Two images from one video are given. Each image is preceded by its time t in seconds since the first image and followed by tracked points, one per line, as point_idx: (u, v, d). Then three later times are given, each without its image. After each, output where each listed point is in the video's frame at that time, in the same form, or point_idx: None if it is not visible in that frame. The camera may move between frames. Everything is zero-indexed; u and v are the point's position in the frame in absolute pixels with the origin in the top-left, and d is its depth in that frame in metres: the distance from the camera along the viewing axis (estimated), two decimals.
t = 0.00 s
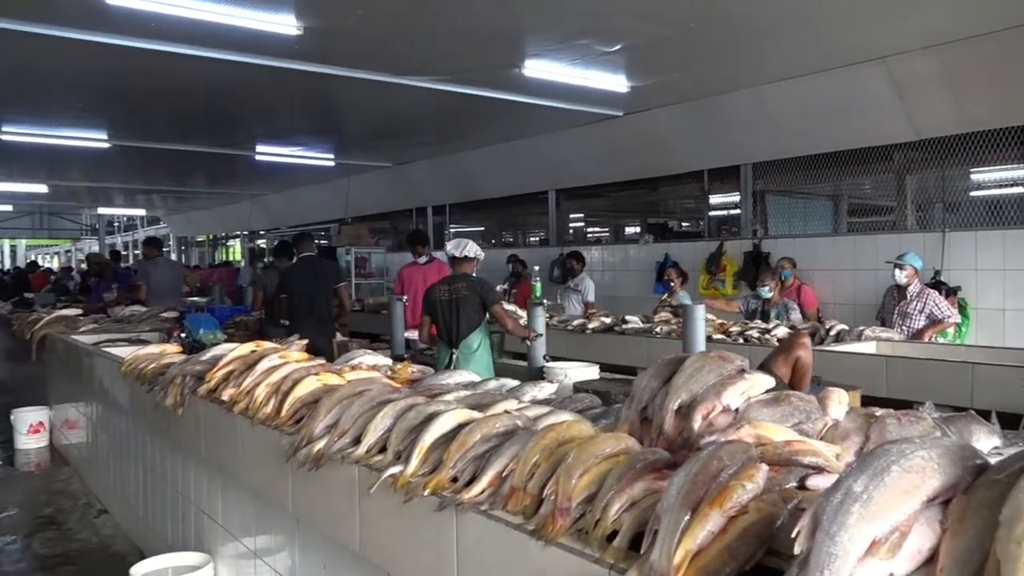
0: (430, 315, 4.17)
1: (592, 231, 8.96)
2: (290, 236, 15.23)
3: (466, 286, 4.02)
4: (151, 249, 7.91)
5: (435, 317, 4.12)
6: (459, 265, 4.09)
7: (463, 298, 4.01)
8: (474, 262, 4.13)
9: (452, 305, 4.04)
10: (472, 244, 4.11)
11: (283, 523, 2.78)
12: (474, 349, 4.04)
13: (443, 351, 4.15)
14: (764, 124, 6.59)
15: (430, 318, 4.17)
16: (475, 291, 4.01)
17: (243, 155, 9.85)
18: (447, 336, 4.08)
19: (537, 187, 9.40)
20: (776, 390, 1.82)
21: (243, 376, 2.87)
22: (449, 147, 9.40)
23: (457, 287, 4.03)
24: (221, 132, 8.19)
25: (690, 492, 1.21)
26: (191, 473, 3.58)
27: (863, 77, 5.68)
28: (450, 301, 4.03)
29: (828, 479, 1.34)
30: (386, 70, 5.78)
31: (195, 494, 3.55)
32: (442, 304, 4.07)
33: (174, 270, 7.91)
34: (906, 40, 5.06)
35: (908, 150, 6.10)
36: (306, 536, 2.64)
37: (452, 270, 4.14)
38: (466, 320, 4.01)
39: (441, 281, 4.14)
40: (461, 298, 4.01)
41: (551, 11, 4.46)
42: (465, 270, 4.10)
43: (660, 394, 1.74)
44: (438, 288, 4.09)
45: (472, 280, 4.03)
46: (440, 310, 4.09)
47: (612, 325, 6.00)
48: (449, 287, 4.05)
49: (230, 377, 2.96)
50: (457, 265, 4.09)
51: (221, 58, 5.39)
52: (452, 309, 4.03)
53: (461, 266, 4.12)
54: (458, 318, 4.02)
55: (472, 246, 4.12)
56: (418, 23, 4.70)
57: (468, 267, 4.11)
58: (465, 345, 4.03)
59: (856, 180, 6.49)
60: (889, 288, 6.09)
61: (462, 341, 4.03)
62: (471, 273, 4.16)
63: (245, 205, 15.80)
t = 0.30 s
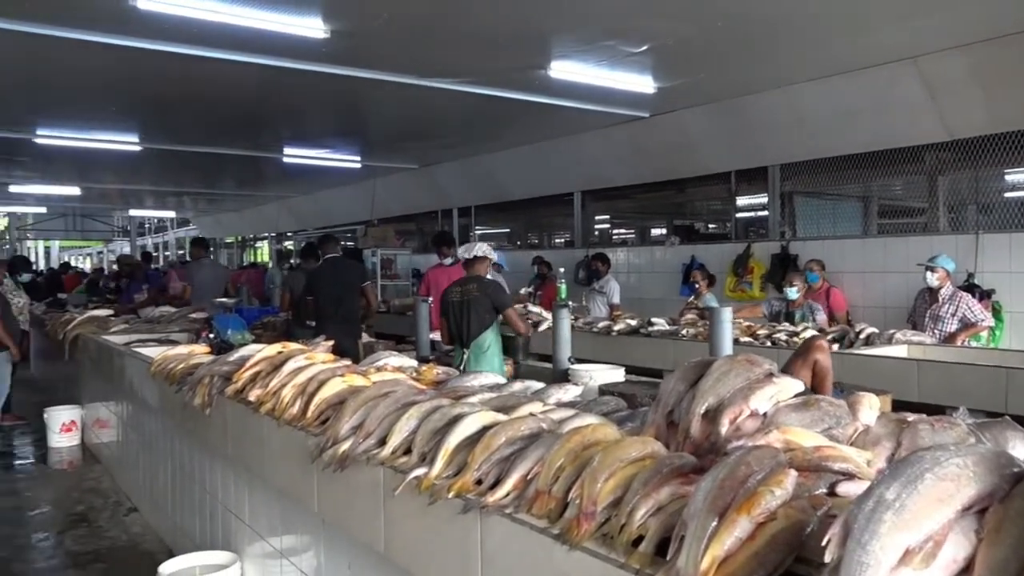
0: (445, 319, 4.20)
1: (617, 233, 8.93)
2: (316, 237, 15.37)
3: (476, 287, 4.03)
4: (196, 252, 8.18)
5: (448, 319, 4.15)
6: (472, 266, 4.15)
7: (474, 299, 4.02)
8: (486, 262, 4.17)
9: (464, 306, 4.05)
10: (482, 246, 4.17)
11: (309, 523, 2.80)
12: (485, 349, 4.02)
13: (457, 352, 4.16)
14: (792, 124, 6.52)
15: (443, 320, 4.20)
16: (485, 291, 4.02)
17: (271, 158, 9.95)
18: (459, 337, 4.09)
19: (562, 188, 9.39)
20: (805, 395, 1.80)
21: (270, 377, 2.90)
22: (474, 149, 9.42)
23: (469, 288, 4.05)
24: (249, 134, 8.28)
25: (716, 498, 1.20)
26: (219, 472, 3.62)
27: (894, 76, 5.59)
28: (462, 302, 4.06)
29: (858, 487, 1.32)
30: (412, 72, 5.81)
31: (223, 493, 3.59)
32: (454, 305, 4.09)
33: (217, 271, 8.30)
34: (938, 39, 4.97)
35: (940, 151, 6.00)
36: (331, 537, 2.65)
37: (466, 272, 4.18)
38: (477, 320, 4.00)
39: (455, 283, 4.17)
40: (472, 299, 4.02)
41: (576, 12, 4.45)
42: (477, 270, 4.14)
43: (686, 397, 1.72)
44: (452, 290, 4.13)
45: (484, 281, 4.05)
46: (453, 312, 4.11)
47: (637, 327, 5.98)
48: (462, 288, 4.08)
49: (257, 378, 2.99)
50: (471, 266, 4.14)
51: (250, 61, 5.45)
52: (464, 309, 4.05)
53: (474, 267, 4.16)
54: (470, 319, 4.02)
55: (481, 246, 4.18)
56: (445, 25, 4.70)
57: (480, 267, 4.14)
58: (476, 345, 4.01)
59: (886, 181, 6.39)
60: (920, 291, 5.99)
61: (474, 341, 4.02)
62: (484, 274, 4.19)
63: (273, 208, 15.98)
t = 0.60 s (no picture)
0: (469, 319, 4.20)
1: (645, 233, 8.88)
2: (345, 237, 15.50)
3: (501, 287, 4.03)
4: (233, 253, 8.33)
5: (472, 318, 4.14)
6: (495, 265, 4.15)
7: (500, 298, 4.02)
8: (510, 261, 4.17)
9: (488, 306, 4.05)
10: (504, 244, 4.19)
11: (336, 522, 2.82)
12: (510, 349, 4.01)
13: (481, 352, 4.16)
14: (824, 123, 6.42)
15: (467, 320, 4.20)
16: (509, 292, 4.02)
17: (301, 158, 10.05)
18: (483, 337, 4.09)
19: (589, 188, 9.36)
20: (836, 398, 1.76)
21: (297, 376, 2.92)
22: (502, 149, 9.43)
23: (493, 288, 4.05)
24: (279, 135, 8.37)
25: (746, 502, 1.18)
26: (248, 470, 3.66)
27: (929, 74, 5.49)
28: (487, 302, 4.05)
29: (892, 493, 1.29)
30: (440, 72, 5.82)
31: (252, 490, 3.63)
32: (478, 305, 4.09)
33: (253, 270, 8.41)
34: (976, 35, 4.86)
35: (977, 149, 5.87)
36: (358, 536, 2.66)
37: (489, 272, 4.18)
38: (502, 320, 3.99)
39: (479, 282, 4.18)
40: (496, 299, 4.02)
41: (605, 12, 4.44)
42: (501, 270, 4.15)
43: (714, 400, 1.69)
44: (476, 290, 4.13)
45: (509, 281, 4.05)
46: (477, 311, 4.11)
47: (665, 328, 5.93)
48: (486, 288, 4.09)
49: (285, 377, 3.01)
50: (494, 265, 4.15)
51: (280, 62, 5.51)
52: (488, 309, 4.04)
53: (497, 267, 4.17)
54: (495, 319, 4.01)
55: (504, 245, 4.19)
56: (473, 25, 4.71)
57: (502, 267, 4.16)
58: (501, 345, 4.01)
59: (921, 181, 6.27)
60: (956, 292, 5.87)
61: (499, 342, 4.02)
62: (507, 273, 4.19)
63: (302, 207, 16.15)
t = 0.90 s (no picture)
0: (496, 321, 4.19)
1: (670, 235, 8.83)
2: (370, 239, 15.60)
3: (532, 293, 4.03)
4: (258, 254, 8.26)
5: (500, 321, 4.13)
6: (524, 268, 4.14)
7: (531, 303, 4.03)
8: (539, 264, 4.15)
9: (519, 310, 4.05)
10: (535, 246, 4.15)
11: (359, 524, 2.83)
12: (539, 354, 4.03)
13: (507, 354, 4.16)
14: (852, 124, 6.33)
15: (494, 322, 4.19)
16: (540, 298, 4.03)
17: (326, 160, 10.13)
18: (511, 341, 4.08)
19: (614, 190, 9.32)
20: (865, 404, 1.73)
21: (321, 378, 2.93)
22: (526, 151, 9.43)
23: (524, 292, 4.05)
24: (305, 138, 8.45)
25: (772, 509, 1.16)
26: (272, 471, 3.69)
27: (960, 74, 5.40)
28: (517, 306, 4.05)
29: (923, 500, 1.26)
30: (464, 75, 5.83)
31: (276, 491, 3.66)
32: (507, 308, 4.09)
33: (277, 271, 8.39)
34: (1009, 34, 4.77)
35: (1008, 150, 5.77)
36: (381, 538, 2.67)
37: (517, 274, 4.17)
38: (533, 326, 4.00)
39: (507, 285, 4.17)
40: (527, 304, 4.02)
41: (630, 13, 4.41)
42: (529, 273, 4.14)
43: (740, 404, 1.68)
44: (504, 292, 4.12)
45: (540, 288, 4.06)
46: (506, 315, 4.10)
47: (690, 331, 5.89)
48: (516, 292, 4.08)
49: (309, 378, 3.03)
50: (523, 268, 4.14)
51: (305, 66, 5.55)
52: (518, 313, 4.04)
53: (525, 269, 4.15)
54: (526, 323, 4.02)
55: (534, 247, 4.14)
56: (497, 28, 4.71)
57: (531, 269, 4.12)
58: (530, 350, 4.02)
59: (951, 183, 6.17)
60: (988, 295, 5.76)
61: (528, 346, 4.02)
62: (535, 276, 4.17)
63: (327, 210, 16.28)
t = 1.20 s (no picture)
0: (522, 322, 4.18)
1: (691, 238, 8.79)
2: (391, 241, 15.67)
3: (563, 297, 4.03)
4: (273, 260, 8.47)
5: (527, 323, 4.13)
6: (553, 271, 4.13)
7: (560, 308, 4.02)
8: (569, 268, 4.14)
9: (548, 312, 4.04)
10: (568, 248, 4.13)
11: (379, 526, 2.84)
12: (564, 358, 4.00)
13: (531, 356, 4.16)
14: (876, 125, 6.26)
15: (520, 324, 4.19)
16: (570, 302, 4.02)
17: (348, 164, 10.20)
18: (537, 343, 4.07)
19: (634, 192, 9.29)
20: (890, 409, 1.71)
21: (342, 380, 2.94)
22: (546, 153, 9.43)
23: (554, 295, 4.05)
24: (327, 141, 8.51)
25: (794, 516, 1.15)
26: (293, 473, 3.72)
27: (987, 73, 5.32)
28: (546, 309, 4.05)
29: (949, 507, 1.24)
30: (484, 78, 5.85)
31: (297, 493, 3.68)
32: (536, 309, 4.08)
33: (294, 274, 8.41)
34: None
35: None
36: (401, 540, 2.68)
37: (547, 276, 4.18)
38: (560, 329, 3.99)
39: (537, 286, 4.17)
40: (556, 308, 4.02)
41: (650, 15, 4.40)
42: (558, 276, 4.14)
43: (762, 408, 1.66)
44: (534, 293, 4.12)
45: (570, 292, 4.04)
46: (534, 316, 4.09)
47: (711, 333, 5.85)
48: (545, 294, 4.08)
49: (330, 381, 3.04)
50: (553, 271, 4.13)
51: (327, 70, 5.60)
52: (546, 316, 4.04)
53: (555, 273, 4.16)
54: (554, 326, 4.01)
55: (568, 250, 4.14)
56: (517, 30, 4.71)
57: (563, 273, 4.13)
58: (556, 353, 3.99)
59: (978, 183, 6.03)
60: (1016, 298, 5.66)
61: (553, 350, 4.00)
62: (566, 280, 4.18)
63: (349, 213, 16.38)
